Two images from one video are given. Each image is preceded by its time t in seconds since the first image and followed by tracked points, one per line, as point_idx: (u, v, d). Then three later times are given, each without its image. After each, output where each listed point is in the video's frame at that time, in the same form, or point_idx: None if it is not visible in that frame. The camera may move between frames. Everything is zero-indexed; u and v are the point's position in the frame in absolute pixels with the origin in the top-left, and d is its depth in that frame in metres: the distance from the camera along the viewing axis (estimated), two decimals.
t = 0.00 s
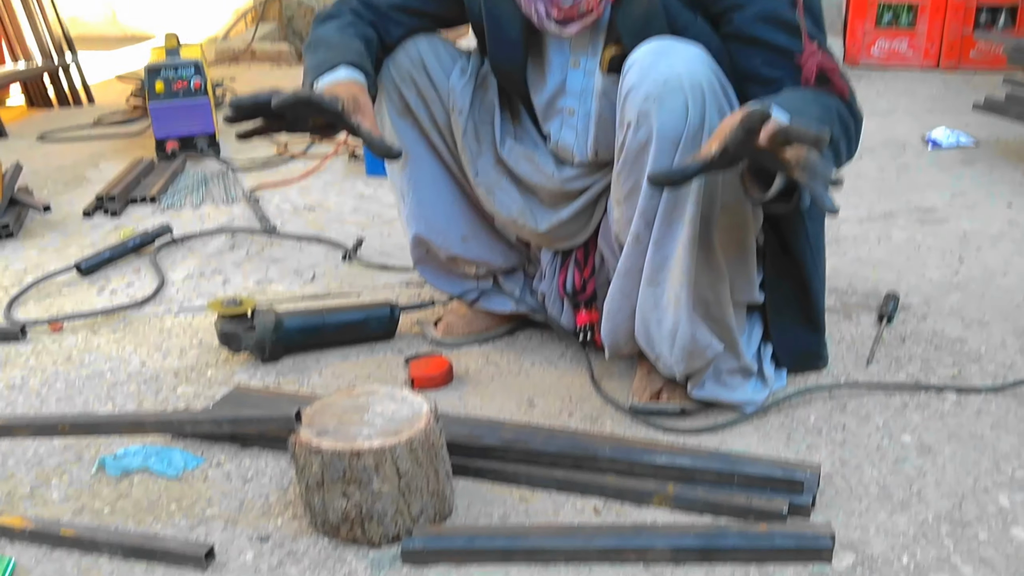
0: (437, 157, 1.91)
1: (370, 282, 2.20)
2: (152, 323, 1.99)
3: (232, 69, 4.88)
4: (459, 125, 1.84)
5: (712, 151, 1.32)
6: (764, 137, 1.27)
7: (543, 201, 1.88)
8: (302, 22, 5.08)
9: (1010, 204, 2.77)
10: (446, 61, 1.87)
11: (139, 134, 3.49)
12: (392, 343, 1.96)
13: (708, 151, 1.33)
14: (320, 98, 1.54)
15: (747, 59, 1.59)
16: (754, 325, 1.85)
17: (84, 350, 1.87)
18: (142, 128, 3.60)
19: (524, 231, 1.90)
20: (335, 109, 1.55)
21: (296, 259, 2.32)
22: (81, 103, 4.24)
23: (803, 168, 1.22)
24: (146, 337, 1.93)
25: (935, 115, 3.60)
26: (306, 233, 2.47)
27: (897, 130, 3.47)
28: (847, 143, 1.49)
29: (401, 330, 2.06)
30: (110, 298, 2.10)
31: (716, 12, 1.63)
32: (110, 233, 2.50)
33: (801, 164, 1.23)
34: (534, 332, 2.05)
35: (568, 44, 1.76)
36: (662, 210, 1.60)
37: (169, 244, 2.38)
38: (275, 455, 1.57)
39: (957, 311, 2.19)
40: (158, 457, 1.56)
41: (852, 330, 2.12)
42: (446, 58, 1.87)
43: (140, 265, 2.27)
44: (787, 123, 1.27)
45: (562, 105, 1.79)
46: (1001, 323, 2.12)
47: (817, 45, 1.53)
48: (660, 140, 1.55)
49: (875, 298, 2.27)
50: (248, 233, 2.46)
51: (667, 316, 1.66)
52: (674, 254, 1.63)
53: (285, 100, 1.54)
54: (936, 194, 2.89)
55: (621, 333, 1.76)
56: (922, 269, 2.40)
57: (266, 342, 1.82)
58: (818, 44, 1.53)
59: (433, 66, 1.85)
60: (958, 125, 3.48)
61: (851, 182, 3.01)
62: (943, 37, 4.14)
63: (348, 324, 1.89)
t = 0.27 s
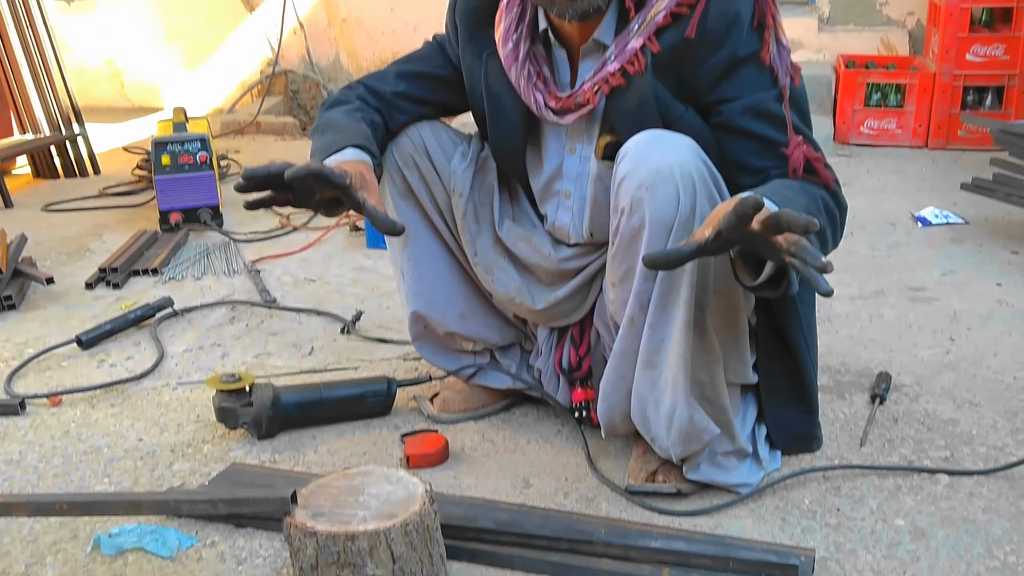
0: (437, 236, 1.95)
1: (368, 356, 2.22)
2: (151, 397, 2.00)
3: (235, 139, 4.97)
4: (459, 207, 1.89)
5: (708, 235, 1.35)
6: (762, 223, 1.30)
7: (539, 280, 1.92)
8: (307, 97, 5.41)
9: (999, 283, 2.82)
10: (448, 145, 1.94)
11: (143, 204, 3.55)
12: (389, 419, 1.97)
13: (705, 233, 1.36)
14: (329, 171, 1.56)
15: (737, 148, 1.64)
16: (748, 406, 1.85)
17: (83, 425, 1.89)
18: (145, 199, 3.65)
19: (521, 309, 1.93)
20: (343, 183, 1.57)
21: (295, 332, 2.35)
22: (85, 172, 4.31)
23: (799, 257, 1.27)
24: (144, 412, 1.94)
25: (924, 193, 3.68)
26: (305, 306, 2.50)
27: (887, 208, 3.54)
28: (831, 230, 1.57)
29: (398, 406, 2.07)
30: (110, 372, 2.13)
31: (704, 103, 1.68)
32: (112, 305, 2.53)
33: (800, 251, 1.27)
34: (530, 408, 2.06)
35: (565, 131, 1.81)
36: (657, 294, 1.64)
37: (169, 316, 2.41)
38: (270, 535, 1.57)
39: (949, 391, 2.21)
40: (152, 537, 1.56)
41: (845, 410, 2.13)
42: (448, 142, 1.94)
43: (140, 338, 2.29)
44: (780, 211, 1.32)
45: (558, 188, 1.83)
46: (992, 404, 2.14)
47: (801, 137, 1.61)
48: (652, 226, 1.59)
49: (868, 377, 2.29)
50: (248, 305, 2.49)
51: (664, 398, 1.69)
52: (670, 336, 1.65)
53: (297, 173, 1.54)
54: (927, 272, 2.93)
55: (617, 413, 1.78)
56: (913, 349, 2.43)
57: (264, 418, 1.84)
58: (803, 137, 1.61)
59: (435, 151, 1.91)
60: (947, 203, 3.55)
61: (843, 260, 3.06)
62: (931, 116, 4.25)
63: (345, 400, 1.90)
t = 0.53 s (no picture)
0: (433, 304, 1.96)
1: (364, 423, 2.22)
2: (145, 465, 2.00)
3: (235, 203, 5.03)
4: (456, 275, 1.91)
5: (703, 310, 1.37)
6: (755, 299, 1.33)
7: (535, 348, 1.93)
8: (308, 161, 5.50)
9: (994, 352, 2.83)
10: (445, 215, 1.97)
11: (142, 268, 3.58)
12: (383, 488, 1.96)
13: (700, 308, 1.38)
14: (327, 245, 1.60)
15: (728, 221, 1.66)
16: (745, 478, 1.83)
17: (75, 493, 1.88)
18: (144, 262, 3.68)
19: (516, 378, 1.94)
20: (340, 256, 1.61)
21: (291, 398, 2.35)
22: (85, 235, 4.34)
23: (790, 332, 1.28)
24: (137, 479, 1.93)
25: (918, 261, 3.71)
26: (302, 372, 2.50)
27: (881, 276, 3.57)
28: (823, 305, 1.59)
29: (393, 475, 2.07)
30: (104, 439, 2.12)
31: (696, 179, 1.71)
32: (108, 370, 2.53)
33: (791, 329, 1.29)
34: (526, 478, 2.05)
35: (560, 203, 1.85)
36: (652, 365, 1.64)
37: (166, 382, 2.42)
38: None
39: (945, 463, 2.21)
40: None
41: (842, 481, 2.12)
42: (445, 213, 1.97)
43: (135, 404, 2.30)
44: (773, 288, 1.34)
45: (553, 259, 1.86)
46: (989, 476, 2.14)
47: (792, 213, 1.63)
48: (646, 298, 1.60)
49: (864, 447, 2.29)
50: (244, 371, 2.49)
51: (661, 470, 1.68)
52: (667, 407, 1.65)
53: (296, 248, 1.58)
54: (921, 341, 2.95)
55: (613, 484, 1.77)
56: (909, 419, 2.43)
57: (258, 487, 1.83)
58: (794, 213, 1.63)
59: (432, 220, 1.94)
60: (940, 272, 3.59)
61: (837, 328, 3.08)
62: (923, 185, 4.31)
63: (340, 469, 1.90)
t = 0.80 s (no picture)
0: (429, 334, 1.97)
1: (358, 453, 2.21)
2: (138, 495, 1.99)
3: (231, 231, 5.04)
4: (451, 304, 1.91)
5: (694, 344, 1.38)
6: (745, 335, 1.33)
7: (530, 378, 1.93)
8: (303, 189, 5.55)
9: (989, 381, 2.83)
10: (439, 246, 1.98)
11: (137, 297, 3.57)
12: (378, 519, 1.95)
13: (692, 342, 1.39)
14: (322, 279, 1.61)
15: (722, 252, 1.67)
16: (741, 508, 1.82)
17: (68, 525, 1.87)
18: (140, 291, 3.68)
19: (511, 409, 1.93)
20: (335, 289, 1.62)
21: (285, 428, 2.34)
22: (81, 264, 4.35)
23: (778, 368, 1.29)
24: (131, 510, 1.92)
25: (912, 290, 3.72)
26: (296, 401, 2.50)
27: (876, 304, 3.58)
28: (815, 337, 1.59)
29: (388, 505, 2.06)
30: (98, 469, 2.11)
31: (690, 210, 1.72)
32: (102, 399, 2.52)
33: (780, 365, 1.29)
34: (521, 508, 2.04)
35: (554, 235, 1.86)
36: (648, 395, 1.64)
37: (160, 411, 2.41)
38: None
39: (940, 492, 2.20)
40: None
41: (838, 511, 2.12)
42: (440, 243, 1.98)
43: (129, 434, 2.29)
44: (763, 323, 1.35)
45: (548, 289, 1.87)
46: (985, 506, 2.13)
47: (784, 245, 1.64)
48: (640, 327, 1.60)
49: (860, 477, 2.28)
50: (239, 400, 2.49)
51: (658, 501, 1.67)
52: (663, 438, 1.65)
53: (291, 282, 1.59)
54: (916, 370, 2.95)
55: (608, 514, 1.76)
56: (905, 448, 2.43)
57: (251, 518, 1.81)
58: (787, 244, 1.64)
59: (428, 249, 1.95)
60: (935, 300, 3.60)
61: (832, 357, 3.08)
62: (916, 213, 4.33)
63: (334, 499, 1.89)
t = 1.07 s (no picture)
0: (424, 351, 1.97)
1: (352, 471, 2.20)
2: (131, 513, 1.97)
3: (227, 248, 5.04)
4: (446, 320, 1.91)
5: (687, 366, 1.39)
6: (739, 358, 1.33)
7: (526, 395, 1.93)
8: (299, 207, 5.62)
9: (985, 399, 2.83)
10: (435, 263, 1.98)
11: (132, 313, 3.57)
12: (373, 536, 1.94)
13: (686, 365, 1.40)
14: (315, 298, 1.61)
15: (717, 269, 1.66)
16: (737, 526, 1.80)
17: (60, 542, 1.86)
18: (135, 308, 3.67)
19: (507, 426, 1.93)
20: (329, 307, 1.62)
21: (280, 445, 2.33)
22: (76, 280, 4.34)
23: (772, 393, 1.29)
24: (124, 527, 1.91)
25: (908, 307, 3.73)
26: (291, 418, 2.49)
27: (872, 321, 3.58)
28: (811, 356, 1.57)
29: (382, 523, 2.05)
30: (91, 486, 2.10)
31: (685, 228, 1.72)
32: (96, 416, 2.51)
33: (773, 391, 1.30)
34: (517, 526, 2.03)
35: (550, 251, 1.85)
36: (644, 413, 1.64)
37: (154, 428, 2.40)
38: None
39: (937, 510, 2.19)
40: None
41: (835, 528, 2.11)
42: (435, 259, 1.98)
43: (123, 451, 2.28)
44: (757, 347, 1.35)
45: (543, 306, 1.86)
46: (982, 523, 2.13)
47: (780, 263, 1.63)
48: (636, 344, 1.60)
49: (857, 495, 2.28)
50: (233, 417, 2.48)
51: (657, 518, 1.67)
52: (661, 455, 1.64)
53: (284, 303, 1.59)
54: (913, 387, 2.95)
55: (604, 532, 1.76)
56: (901, 465, 2.43)
57: (245, 536, 1.80)
58: (782, 262, 1.63)
59: (423, 266, 1.95)
60: (931, 317, 3.60)
61: (828, 374, 3.08)
62: (912, 231, 4.34)
63: (329, 516, 1.88)
